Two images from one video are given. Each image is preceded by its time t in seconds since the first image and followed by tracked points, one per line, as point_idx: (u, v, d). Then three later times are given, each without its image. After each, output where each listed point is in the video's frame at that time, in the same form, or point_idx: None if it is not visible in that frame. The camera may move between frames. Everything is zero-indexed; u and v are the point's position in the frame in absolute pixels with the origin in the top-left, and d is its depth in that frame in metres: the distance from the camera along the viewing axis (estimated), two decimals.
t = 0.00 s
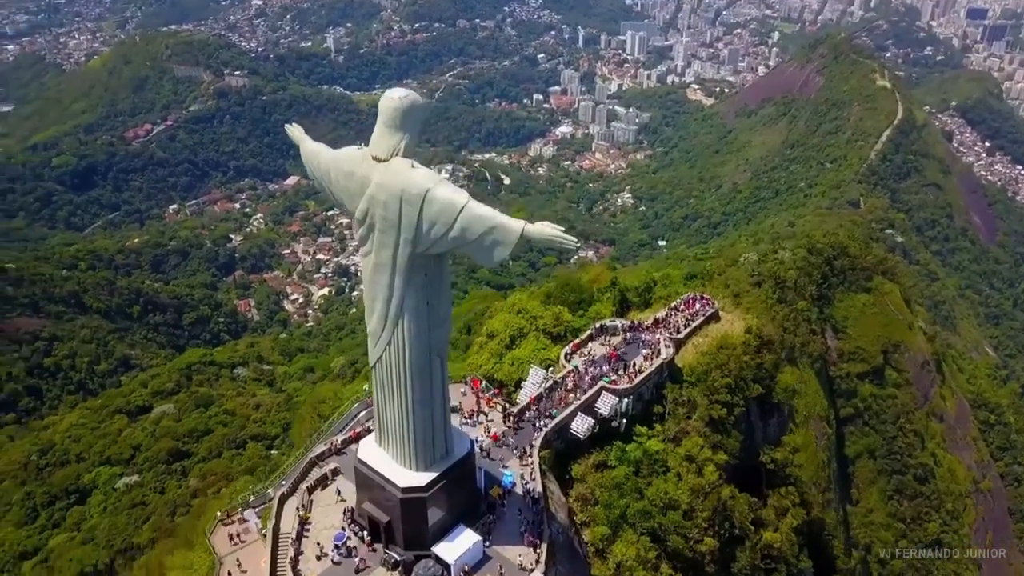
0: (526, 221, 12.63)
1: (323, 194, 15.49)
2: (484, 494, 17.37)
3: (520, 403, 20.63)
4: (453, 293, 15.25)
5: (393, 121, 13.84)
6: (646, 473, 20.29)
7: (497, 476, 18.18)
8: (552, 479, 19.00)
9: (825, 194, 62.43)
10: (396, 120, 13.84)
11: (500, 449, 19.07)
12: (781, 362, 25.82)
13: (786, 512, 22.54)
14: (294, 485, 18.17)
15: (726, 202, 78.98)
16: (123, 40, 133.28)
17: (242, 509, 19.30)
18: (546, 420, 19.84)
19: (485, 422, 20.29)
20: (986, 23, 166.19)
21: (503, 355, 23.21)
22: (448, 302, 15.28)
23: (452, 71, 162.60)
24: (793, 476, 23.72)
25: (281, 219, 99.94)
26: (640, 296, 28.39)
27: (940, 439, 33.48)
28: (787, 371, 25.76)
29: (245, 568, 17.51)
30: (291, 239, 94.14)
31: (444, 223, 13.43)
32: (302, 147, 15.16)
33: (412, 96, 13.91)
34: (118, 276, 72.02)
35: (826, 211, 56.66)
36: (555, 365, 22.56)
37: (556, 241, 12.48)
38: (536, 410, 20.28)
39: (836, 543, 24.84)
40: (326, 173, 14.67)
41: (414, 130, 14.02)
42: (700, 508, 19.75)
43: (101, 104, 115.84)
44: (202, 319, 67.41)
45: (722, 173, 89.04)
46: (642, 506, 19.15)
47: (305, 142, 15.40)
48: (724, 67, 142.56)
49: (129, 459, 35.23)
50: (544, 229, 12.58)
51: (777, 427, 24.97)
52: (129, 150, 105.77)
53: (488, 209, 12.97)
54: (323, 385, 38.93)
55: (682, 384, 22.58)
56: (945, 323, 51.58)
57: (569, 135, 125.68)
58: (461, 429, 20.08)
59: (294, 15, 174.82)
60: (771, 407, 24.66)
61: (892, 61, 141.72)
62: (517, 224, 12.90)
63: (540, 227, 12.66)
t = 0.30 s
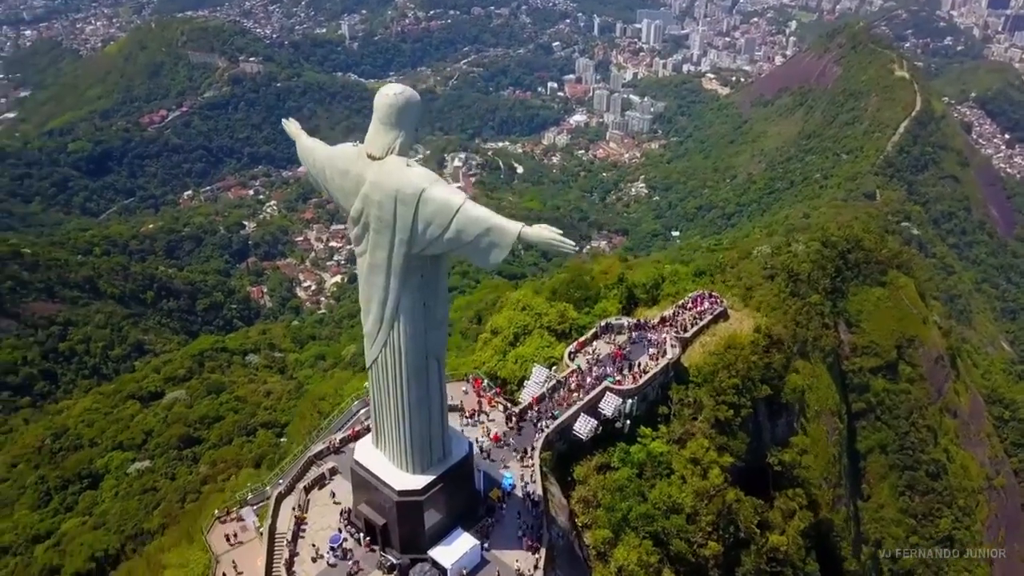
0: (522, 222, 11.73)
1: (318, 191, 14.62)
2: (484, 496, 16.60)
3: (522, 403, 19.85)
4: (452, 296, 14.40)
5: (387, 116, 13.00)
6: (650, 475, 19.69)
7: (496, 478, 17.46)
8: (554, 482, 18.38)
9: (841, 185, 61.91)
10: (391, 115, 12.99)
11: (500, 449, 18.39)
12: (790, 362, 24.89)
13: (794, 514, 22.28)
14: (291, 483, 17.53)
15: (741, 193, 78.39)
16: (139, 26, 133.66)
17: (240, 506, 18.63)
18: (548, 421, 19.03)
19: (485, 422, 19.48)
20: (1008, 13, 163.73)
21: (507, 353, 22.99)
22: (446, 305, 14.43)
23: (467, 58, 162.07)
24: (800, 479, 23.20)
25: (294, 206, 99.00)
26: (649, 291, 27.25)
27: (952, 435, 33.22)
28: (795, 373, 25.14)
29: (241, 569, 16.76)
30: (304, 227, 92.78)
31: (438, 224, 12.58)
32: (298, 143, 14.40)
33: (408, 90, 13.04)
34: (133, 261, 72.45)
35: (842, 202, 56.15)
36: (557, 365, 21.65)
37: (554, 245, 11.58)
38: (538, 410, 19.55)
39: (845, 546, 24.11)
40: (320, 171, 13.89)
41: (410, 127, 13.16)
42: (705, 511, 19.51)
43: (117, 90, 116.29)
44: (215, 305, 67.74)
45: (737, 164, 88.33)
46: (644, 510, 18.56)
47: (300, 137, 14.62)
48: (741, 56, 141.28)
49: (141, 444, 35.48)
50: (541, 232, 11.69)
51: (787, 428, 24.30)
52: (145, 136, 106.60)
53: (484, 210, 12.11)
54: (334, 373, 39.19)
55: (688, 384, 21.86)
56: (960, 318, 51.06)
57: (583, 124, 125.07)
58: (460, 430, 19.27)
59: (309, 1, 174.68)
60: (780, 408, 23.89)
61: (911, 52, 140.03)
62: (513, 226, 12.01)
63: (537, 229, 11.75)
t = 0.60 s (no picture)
0: (521, 225, 10.99)
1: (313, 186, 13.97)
2: (482, 498, 15.99)
3: (524, 403, 19.15)
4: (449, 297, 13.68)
5: (380, 113, 12.25)
6: (653, 477, 19.23)
7: (495, 480, 16.75)
8: (554, 485, 17.60)
9: (857, 177, 61.27)
10: (384, 112, 12.24)
11: (499, 451, 17.66)
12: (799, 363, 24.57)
13: (800, 517, 21.71)
14: (287, 482, 16.95)
15: (756, 183, 77.82)
16: (156, 11, 133.94)
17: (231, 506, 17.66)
18: (550, 422, 18.38)
19: (485, 422, 18.80)
20: None
21: (511, 350, 22.22)
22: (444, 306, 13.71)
23: (482, 46, 161.64)
24: (808, 481, 22.64)
25: (308, 193, 99.14)
26: (657, 288, 26.51)
27: (967, 431, 32.88)
28: (807, 366, 25.00)
29: (236, 571, 15.87)
30: (317, 214, 92.31)
31: (431, 227, 11.86)
32: (292, 138, 13.71)
33: (403, 86, 12.27)
34: (148, 247, 72.82)
35: (858, 194, 55.60)
36: (561, 364, 21.09)
37: (553, 249, 10.80)
38: (540, 410, 18.85)
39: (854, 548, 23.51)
40: (313, 167, 13.21)
41: (406, 124, 12.40)
42: (709, 515, 18.92)
43: (133, 75, 116.78)
44: (229, 291, 68.04)
45: (753, 154, 87.49)
46: (647, 513, 18.19)
47: (296, 131, 13.92)
48: (758, 45, 140.00)
49: (153, 430, 35.69)
50: (540, 234, 10.91)
51: (794, 429, 23.64)
52: (160, 122, 107.41)
53: (480, 212, 11.38)
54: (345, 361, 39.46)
55: (695, 385, 21.26)
56: (976, 312, 50.60)
57: (598, 112, 124.45)
58: (458, 430, 18.55)
59: None
60: (788, 408, 23.33)
61: (931, 42, 138.33)
62: (512, 227, 11.25)
63: (535, 232, 10.99)
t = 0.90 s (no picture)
0: (520, 230, 10.61)
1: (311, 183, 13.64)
2: (484, 501, 15.76)
3: (528, 404, 18.82)
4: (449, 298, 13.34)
5: (379, 109, 11.89)
6: (659, 481, 18.73)
7: (496, 482, 16.55)
8: (556, 488, 17.07)
9: (879, 169, 60.40)
10: (383, 110, 11.88)
11: (501, 454, 17.46)
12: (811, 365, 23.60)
13: (811, 522, 21.31)
14: (287, 480, 16.94)
15: (776, 175, 77.04)
16: None
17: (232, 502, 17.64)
18: (554, 424, 18.08)
19: (490, 422, 18.58)
20: None
21: (518, 348, 22.12)
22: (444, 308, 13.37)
23: (501, 33, 160.93)
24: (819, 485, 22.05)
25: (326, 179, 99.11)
26: (668, 286, 25.95)
27: (985, 430, 32.42)
28: (823, 364, 24.66)
29: (234, 570, 15.69)
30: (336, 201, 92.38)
31: (428, 229, 11.51)
32: (291, 132, 13.37)
33: (403, 82, 11.92)
34: (167, 232, 73.31)
35: (879, 187, 54.99)
36: (568, 364, 20.80)
37: (553, 256, 10.41)
38: (545, 411, 18.53)
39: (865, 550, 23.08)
40: (311, 162, 12.87)
41: (405, 123, 12.04)
42: (716, 521, 18.53)
43: (155, 60, 117.38)
44: (246, 277, 68.35)
45: (773, 144, 86.57)
46: (652, 519, 17.74)
47: (295, 124, 13.57)
48: (780, 35, 138.17)
49: (169, 414, 36.00)
50: (540, 239, 10.53)
51: (807, 432, 22.93)
52: (180, 107, 107.98)
53: (479, 215, 11.01)
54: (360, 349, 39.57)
55: (705, 387, 20.58)
56: (997, 308, 49.89)
57: (617, 101, 123.56)
58: (461, 430, 18.32)
59: None
60: (800, 411, 22.64)
61: (958, 33, 135.96)
62: (511, 232, 10.87)
63: (535, 237, 10.61)
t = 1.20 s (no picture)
0: (521, 234, 10.14)
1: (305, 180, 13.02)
2: (485, 504, 15.08)
3: (533, 404, 18.35)
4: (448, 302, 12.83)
5: (377, 105, 11.28)
6: (666, 485, 18.04)
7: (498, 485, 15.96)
8: (561, 490, 16.91)
9: (903, 162, 59.61)
10: (381, 106, 11.28)
11: (504, 455, 16.98)
12: (827, 366, 23.24)
13: (822, 528, 20.29)
14: (288, 478, 16.63)
15: (798, 167, 76.26)
16: None
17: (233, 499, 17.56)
18: (559, 426, 17.53)
19: (494, 422, 18.14)
20: None
21: (525, 346, 21.15)
22: (442, 313, 12.84)
23: (523, 20, 160.28)
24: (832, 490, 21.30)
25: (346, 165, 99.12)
26: (681, 284, 24.97)
27: (1006, 428, 31.92)
28: (841, 360, 24.38)
29: (232, 570, 15.43)
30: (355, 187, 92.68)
31: (427, 231, 10.98)
32: (288, 127, 12.76)
33: (403, 78, 11.31)
34: (188, 216, 73.74)
35: (902, 180, 54.32)
36: (575, 364, 20.10)
37: (557, 263, 9.94)
38: (550, 411, 18.05)
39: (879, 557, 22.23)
40: (307, 159, 12.29)
41: (404, 120, 11.47)
42: (723, 527, 17.63)
43: (177, 45, 117.85)
44: (265, 262, 68.68)
45: (796, 136, 85.58)
46: (657, 523, 16.97)
47: (295, 119, 12.98)
48: (805, 24, 136.35)
49: (186, 397, 36.24)
50: (543, 244, 10.05)
51: (821, 435, 22.37)
52: (202, 92, 108.60)
53: (480, 218, 10.50)
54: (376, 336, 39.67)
55: (715, 389, 19.92)
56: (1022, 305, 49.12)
57: (639, 90, 122.68)
58: (464, 432, 17.85)
59: None
60: (813, 414, 22.05)
61: (988, 24, 133.52)
62: (512, 236, 10.37)
63: (538, 241, 10.10)
